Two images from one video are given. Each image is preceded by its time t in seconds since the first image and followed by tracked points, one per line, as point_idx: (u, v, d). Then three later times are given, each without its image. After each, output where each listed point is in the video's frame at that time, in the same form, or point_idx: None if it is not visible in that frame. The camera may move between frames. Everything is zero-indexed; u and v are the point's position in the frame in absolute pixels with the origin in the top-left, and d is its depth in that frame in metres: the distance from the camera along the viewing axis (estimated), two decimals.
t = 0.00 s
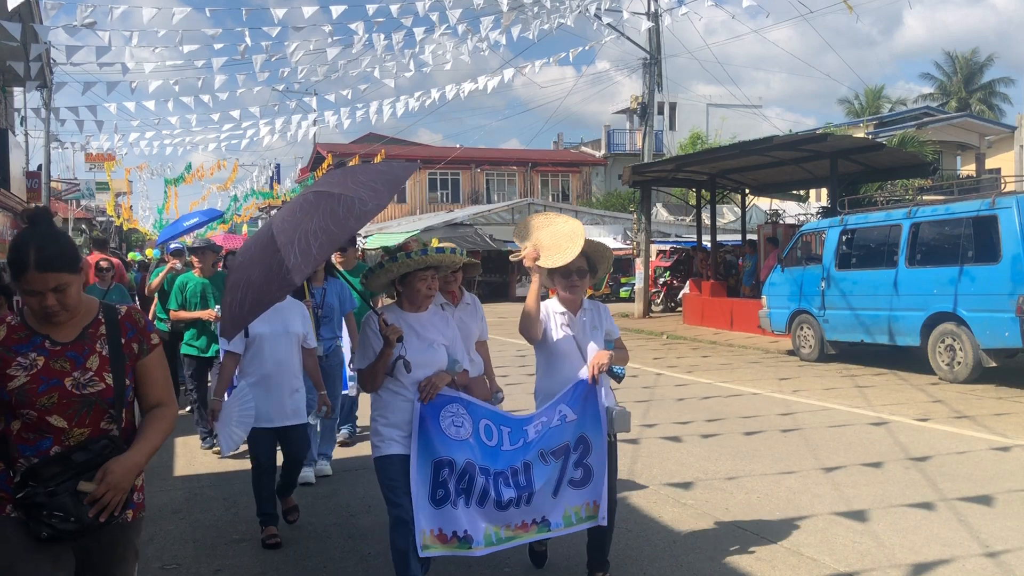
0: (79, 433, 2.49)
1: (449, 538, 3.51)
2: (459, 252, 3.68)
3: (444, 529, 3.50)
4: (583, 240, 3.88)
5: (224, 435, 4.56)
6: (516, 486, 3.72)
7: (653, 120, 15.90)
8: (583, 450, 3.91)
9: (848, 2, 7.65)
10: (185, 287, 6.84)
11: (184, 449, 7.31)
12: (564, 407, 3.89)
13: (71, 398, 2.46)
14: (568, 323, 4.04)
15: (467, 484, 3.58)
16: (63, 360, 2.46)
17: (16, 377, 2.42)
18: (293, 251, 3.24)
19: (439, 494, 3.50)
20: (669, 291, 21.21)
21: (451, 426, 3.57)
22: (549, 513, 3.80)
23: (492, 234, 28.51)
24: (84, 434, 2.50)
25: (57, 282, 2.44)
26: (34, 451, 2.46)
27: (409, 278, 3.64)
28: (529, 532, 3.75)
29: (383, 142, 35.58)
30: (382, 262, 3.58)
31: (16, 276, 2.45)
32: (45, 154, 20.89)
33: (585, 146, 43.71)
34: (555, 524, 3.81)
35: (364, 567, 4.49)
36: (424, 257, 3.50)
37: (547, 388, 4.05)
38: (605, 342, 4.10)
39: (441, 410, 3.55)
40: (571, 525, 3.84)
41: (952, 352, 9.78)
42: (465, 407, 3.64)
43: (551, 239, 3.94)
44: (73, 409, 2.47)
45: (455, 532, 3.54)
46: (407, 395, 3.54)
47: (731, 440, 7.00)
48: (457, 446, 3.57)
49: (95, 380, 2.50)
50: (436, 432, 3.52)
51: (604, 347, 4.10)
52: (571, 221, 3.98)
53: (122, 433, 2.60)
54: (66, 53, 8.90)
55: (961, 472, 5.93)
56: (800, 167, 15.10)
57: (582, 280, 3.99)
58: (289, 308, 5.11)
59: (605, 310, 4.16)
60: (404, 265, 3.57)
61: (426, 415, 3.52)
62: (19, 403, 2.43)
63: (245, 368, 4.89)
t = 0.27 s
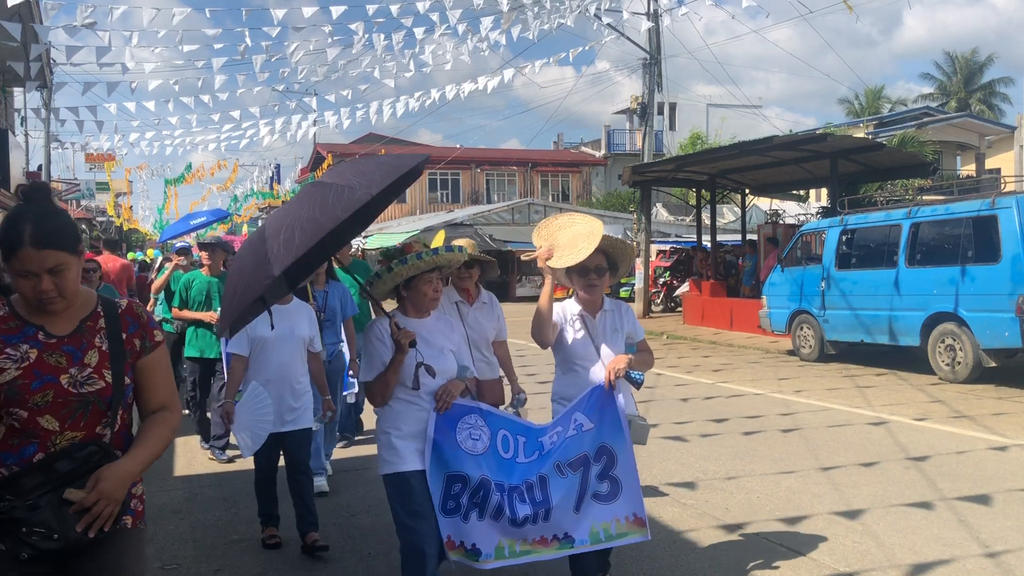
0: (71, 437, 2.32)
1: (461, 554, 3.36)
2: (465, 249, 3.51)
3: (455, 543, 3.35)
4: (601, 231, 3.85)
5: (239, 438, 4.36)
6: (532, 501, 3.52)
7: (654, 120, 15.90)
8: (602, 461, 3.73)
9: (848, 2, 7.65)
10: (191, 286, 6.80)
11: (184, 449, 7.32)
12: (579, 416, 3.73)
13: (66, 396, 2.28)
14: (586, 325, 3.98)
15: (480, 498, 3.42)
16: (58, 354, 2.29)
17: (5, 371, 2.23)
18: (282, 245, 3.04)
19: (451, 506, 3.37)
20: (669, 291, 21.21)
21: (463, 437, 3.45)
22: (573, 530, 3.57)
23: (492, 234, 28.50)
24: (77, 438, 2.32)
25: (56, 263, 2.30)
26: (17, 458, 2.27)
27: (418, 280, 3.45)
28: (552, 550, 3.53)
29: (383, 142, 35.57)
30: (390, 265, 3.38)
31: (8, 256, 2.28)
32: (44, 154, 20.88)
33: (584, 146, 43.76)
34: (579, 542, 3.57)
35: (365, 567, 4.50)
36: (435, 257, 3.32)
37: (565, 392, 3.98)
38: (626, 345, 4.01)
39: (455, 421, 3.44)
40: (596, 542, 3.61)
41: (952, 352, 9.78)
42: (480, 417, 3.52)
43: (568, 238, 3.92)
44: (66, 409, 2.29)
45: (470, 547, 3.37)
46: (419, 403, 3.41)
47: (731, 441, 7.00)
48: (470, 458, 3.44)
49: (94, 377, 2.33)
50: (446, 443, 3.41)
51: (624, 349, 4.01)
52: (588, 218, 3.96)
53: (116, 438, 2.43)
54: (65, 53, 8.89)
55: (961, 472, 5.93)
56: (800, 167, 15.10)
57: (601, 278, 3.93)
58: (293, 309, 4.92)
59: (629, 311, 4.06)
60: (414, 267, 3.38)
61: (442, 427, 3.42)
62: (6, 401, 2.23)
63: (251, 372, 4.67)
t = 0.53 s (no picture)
0: (83, 476, 1.99)
1: (466, 570, 3.23)
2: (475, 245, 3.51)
3: (460, 559, 3.22)
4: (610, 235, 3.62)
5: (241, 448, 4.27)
6: (544, 518, 3.35)
7: (654, 120, 15.91)
8: (619, 478, 3.54)
9: (848, 2, 7.63)
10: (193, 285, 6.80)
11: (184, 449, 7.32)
12: (598, 430, 3.53)
13: (76, 428, 1.96)
14: (596, 333, 3.70)
15: (489, 511, 3.26)
16: (70, 380, 1.96)
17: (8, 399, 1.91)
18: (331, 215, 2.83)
19: (460, 521, 3.22)
20: (669, 291, 21.22)
21: (476, 444, 3.28)
22: (582, 548, 3.42)
23: (492, 234, 28.51)
24: (90, 477, 1.99)
25: (67, 269, 1.99)
26: (19, 504, 1.95)
27: (432, 277, 3.40)
28: (560, 569, 3.37)
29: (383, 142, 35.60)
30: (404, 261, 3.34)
31: (12, 261, 1.98)
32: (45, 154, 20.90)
33: (585, 146, 43.78)
34: (588, 561, 3.42)
35: (365, 567, 4.51)
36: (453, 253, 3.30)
37: (576, 404, 3.69)
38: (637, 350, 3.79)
39: (466, 432, 3.27)
40: (605, 562, 3.46)
41: (952, 352, 9.78)
42: (496, 425, 3.33)
43: (574, 241, 3.67)
44: (77, 444, 1.97)
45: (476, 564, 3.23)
46: (429, 410, 3.29)
47: (730, 440, 7.01)
48: (482, 472, 3.26)
49: (112, 406, 2.00)
50: (457, 454, 3.24)
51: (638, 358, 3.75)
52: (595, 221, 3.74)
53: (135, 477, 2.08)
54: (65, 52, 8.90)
55: (961, 472, 5.93)
56: (800, 167, 15.11)
57: (609, 283, 3.68)
58: (311, 312, 4.71)
59: (635, 315, 3.81)
60: (429, 264, 3.35)
61: (453, 438, 3.25)
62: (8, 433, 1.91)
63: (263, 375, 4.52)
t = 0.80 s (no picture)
0: (83, 496, 1.75)
1: None
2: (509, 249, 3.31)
3: None
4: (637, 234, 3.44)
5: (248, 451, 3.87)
6: (571, 539, 3.13)
7: (654, 119, 15.90)
8: (641, 488, 3.35)
9: (848, 2, 7.60)
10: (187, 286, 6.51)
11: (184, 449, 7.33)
12: (619, 440, 3.37)
13: (69, 441, 1.72)
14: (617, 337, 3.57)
15: (516, 536, 3.05)
16: (65, 383, 1.73)
17: None
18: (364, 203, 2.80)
19: (487, 548, 3.04)
20: (669, 291, 21.23)
21: (501, 464, 3.09)
22: (611, 566, 3.21)
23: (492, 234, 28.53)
24: (92, 497, 1.75)
25: (59, 254, 1.74)
26: (15, 527, 1.73)
27: (456, 283, 3.21)
28: None
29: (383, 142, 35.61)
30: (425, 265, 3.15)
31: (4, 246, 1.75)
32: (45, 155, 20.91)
33: (585, 146, 43.79)
34: None
35: (365, 568, 4.50)
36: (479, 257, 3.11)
37: (590, 411, 3.55)
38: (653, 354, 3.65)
39: (487, 450, 3.09)
40: None
41: (952, 352, 9.78)
42: (522, 442, 3.14)
43: (596, 237, 3.45)
44: (73, 459, 1.73)
45: None
46: (448, 426, 3.13)
47: (729, 441, 7.01)
48: (507, 493, 3.07)
49: (111, 416, 1.74)
50: (479, 475, 3.06)
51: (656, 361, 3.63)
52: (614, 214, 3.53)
53: (151, 494, 1.82)
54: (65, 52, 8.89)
55: (961, 472, 5.93)
56: (800, 167, 15.11)
57: (629, 284, 3.48)
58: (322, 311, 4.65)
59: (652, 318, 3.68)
60: (451, 269, 3.15)
61: (474, 457, 3.08)
62: None
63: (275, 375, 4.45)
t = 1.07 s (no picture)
0: (35, 568, 1.54)
1: None
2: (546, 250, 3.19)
3: None
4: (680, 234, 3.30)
5: (250, 462, 3.99)
6: (593, 553, 3.03)
7: (654, 119, 15.90)
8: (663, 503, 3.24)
9: (848, 1, 7.59)
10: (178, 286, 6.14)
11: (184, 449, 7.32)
12: (651, 452, 3.26)
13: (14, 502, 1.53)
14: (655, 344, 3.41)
15: (536, 545, 2.98)
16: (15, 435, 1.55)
17: None
18: (348, 191, 2.71)
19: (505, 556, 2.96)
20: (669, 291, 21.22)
21: (525, 468, 3.03)
22: None
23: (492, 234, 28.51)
24: (46, 567, 1.55)
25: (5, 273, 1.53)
26: None
27: (479, 278, 3.13)
28: None
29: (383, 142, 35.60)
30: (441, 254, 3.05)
31: None
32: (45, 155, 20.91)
33: (585, 146, 43.78)
34: None
35: (364, 568, 4.50)
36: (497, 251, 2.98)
37: (624, 425, 3.41)
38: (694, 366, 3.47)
39: (512, 456, 3.03)
40: None
41: (952, 352, 9.77)
42: (550, 448, 3.08)
43: (637, 234, 3.33)
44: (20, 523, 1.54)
45: None
46: (471, 423, 3.08)
47: (730, 441, 7.00)
48: (530, 501, 3.01)
49: (62, 474, 1.54)
50: (503, 479, 3.01)
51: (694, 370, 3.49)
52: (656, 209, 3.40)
53: (120, 563, 1.60)
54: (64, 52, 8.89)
55: (961, 471, 5.93)
56: (801, 167, 15.10)
57: (668, 290, 3.37)
58: (330, 319, 4.40)
59: (691, 325, 3.50)
60: (467, 262, 3.04)
61: (497, 461, 3.03)
62: None
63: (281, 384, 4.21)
